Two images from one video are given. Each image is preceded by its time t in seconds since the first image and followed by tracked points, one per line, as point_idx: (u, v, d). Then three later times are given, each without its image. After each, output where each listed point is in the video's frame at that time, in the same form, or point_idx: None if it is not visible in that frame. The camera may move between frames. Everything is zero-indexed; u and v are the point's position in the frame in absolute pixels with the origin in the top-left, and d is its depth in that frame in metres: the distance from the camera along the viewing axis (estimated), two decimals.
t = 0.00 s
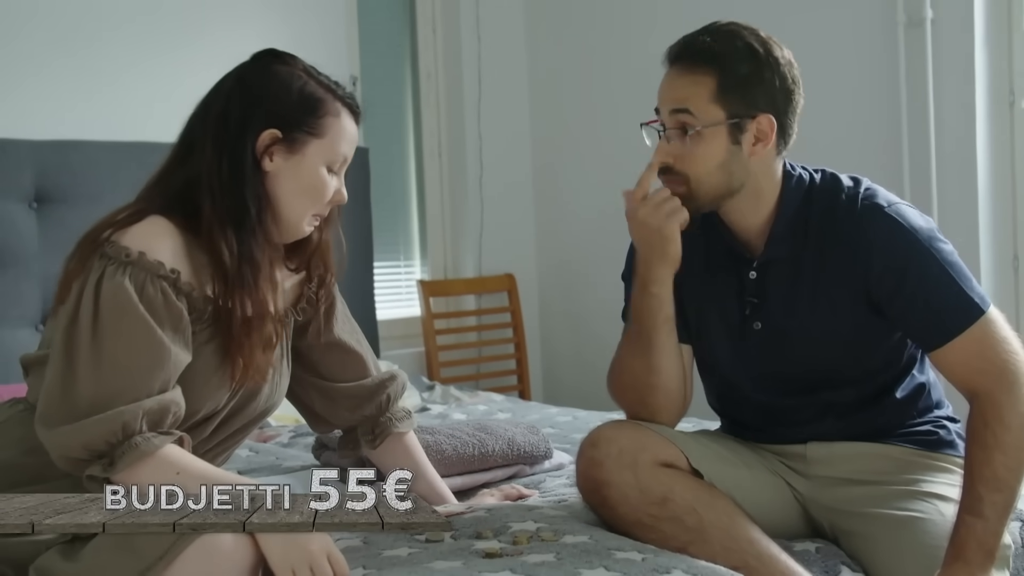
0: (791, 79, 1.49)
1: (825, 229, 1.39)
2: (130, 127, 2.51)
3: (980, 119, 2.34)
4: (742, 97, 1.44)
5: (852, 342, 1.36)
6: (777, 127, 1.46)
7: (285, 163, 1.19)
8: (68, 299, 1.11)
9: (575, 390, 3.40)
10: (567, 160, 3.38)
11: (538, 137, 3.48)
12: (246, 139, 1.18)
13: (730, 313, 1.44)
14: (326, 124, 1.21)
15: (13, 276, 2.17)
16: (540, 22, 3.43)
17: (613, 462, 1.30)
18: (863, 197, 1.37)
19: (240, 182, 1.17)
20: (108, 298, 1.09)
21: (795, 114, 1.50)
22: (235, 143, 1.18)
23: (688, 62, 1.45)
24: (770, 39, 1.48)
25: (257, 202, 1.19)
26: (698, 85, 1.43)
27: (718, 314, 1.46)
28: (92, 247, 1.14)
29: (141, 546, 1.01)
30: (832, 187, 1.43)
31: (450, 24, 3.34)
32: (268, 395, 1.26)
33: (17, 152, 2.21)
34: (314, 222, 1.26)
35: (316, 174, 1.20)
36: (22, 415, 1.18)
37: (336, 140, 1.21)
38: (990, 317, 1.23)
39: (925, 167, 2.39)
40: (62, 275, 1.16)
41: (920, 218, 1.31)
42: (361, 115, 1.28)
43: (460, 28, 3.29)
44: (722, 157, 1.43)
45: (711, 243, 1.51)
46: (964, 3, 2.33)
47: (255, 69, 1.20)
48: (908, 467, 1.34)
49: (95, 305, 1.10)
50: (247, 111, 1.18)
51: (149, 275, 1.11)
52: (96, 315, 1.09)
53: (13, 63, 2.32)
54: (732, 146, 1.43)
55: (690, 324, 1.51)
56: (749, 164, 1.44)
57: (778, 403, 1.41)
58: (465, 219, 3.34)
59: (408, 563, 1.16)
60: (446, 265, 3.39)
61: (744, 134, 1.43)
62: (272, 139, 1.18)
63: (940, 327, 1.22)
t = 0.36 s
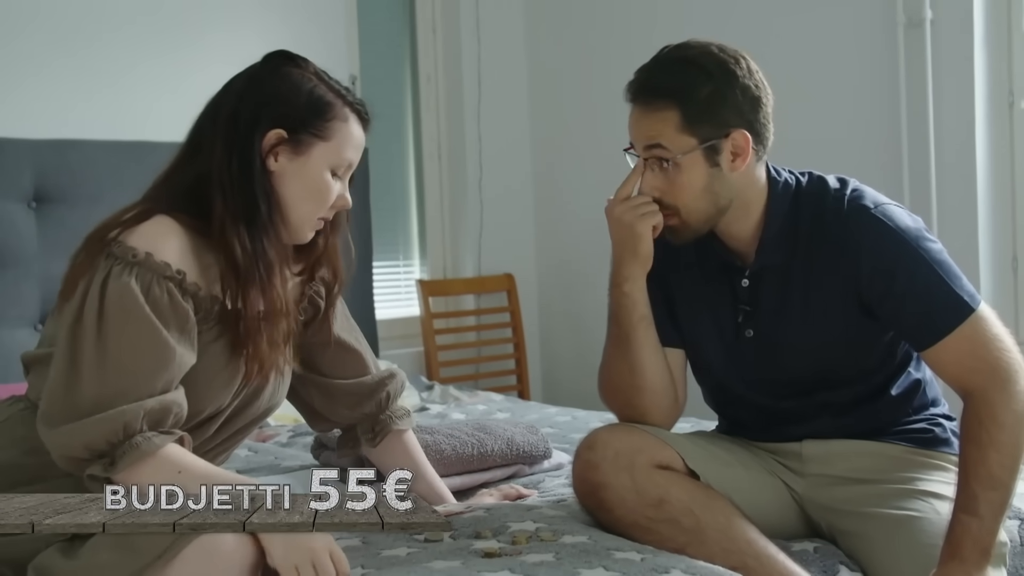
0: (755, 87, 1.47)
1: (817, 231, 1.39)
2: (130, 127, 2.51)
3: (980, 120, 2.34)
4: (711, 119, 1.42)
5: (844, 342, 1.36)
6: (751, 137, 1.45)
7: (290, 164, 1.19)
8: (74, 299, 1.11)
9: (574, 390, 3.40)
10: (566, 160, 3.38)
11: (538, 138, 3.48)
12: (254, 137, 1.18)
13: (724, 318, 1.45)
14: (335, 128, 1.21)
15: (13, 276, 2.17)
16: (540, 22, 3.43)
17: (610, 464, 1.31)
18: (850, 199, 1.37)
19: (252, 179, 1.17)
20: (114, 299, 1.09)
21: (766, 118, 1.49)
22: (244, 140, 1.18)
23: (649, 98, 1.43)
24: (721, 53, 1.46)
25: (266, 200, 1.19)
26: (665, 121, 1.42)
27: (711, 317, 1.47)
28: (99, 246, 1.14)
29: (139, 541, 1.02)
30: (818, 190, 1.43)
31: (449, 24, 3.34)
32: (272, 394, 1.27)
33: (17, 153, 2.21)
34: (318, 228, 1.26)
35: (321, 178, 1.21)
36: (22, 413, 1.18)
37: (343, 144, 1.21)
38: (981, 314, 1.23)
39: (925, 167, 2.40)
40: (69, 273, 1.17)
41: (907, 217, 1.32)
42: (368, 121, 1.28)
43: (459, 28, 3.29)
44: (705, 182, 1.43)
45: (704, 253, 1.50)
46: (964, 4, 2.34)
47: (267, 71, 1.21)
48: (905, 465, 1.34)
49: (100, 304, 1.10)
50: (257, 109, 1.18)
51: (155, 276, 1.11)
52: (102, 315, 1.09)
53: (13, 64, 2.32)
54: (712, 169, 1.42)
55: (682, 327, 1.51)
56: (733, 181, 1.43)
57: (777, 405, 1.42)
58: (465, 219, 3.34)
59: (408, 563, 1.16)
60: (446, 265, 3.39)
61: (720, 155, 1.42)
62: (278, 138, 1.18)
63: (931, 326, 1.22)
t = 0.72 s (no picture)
0: (759, 70, 1.48)
1: (809, 224, 1.39)
2: (129, 120, 2.50)
3: (981, 114, 2.34)
4: (713, 96, 1.42)
5: (839, 337, 1.36)
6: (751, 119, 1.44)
7: (281, 155, 1.19)
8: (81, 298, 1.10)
9: (574, 383, 3.40)
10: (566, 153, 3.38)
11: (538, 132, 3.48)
12: (244, 127, 1.18)
13: (720, 309, 1.45)
14: (327, 121, 1.21)
15: (12, 270, 2.17)
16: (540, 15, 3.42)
17: (610, 457, 1.31)
18: (846, 189, 1.37)
19: (238, 172, 1.17)
20: (121, 291, 1.08)
21: (766, 103, 1.48)
22: (234, 128, 1.18)
23: (656, 69, 1.44)
24: (730, 35, 1.46)
25: (255, 193, 1.19)
26: (668, 92, 1.42)
27: (707, 311, 1.46)
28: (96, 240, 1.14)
29: (133, 538, 1.02)
30: (815, 181, 1.42)
31: (450, 18, 3.33)
32: (267, 387, 1.26)
33: (16, 146, 2.20)
34: (311, 224, 1.26)
35: (312, 170, 1.20)
36: (19, 405, 1.17)
37: (336, 138, 1.21)
38: (976, 306, 1.22)
39: (926, 161, 2.39)
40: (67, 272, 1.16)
41: (903, 210, 1.31)
42: (366, 119, 1.29)
43: (460, 22, 3.28)
44: (701, 158, 1.41)
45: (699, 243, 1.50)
46: None
47: (263, 62, 1.20)
48: (904, 460, 1.34)
49: (109, 298, 1.09)
50: (247, 101, 1.18)
51: (157, 266, 1.11)
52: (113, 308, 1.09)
53: (12, 58, 2.30)
54: (709, 145, 1.41)
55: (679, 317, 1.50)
56: (730, 160, 1.43)
57: (772, 398, 1.42)
58: (465, 210, 3.33)
59: (407, 557, 1.16)
60: (446, 259, 3.38)
61: (719, 132, 1.42)
62: (269, 130, 1.18)
63: (924, 319, 1.22)
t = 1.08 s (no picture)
0: (760, 69, 1.46)
1: (823, 224, 1.38)
2: (131, 118, 2.49)
3: (984, 112, 2.33)
4: (717, 101, 1.41)
5: (851, 334, 1.37)
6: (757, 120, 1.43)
7: (295, 155, 1.19)
8: (119, 305, 1.09)
9: (575, 383, 3.40)
10: (567, 152, 3.37)
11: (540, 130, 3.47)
12: (259, 127, 1.18)
13: (726, 306, 1.44)
14: (342, 123, 1.20)
15: (12, 268, 2.16)
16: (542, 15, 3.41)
17: (614, 456, 1.30)
18: (860, 188, 1.37)
19: (254, 172, 1.17)
20: (162, 297, 1.08)
21: (771, 101, 1.47)
22: (250, 128, 1.18)
23: (656, 79, 1.43)
24: (727, 36, 1.45)
25: (269, 193, 1.18)
26: (670, 102, 1.41)
27: (717, 309, 1.44)
28: (120, 247, 1.12)
29: (135, 538, 1.02)
30: (827, 180, 1.42)
31: (452, 16, 3.33)
32: (277, 388, 1.25)
33: (17, 144, 2.20)
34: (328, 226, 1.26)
35: (326, 171, 1.20)
36: (28, 403, 1.17)
37: (351, 141, 1.20)
38: (988, 306, 1.22)
39: (929, 160, 2.38)
40: (88, 277, 1.14)
41: (917, 208, 1.31)
42: (382, 124, 1.28)
43: (462, 20, 3.28)
44: (712, 163, 1.41)
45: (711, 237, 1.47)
46: None
47: (279, 65, 1.21)
48: (910, 460, 1.34)
49: (148, 305, 1.09)
50: (263, 101, 1.18)
51: (190, 271, 1.10)
52: (155, 315, 1.08)
53: (14, 56, 2.30)
54: (719, 150, 1.41)
55: (686, 308, 1.47)
56: (740, 161, 1.42)
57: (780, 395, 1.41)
58: (466, 210, 3.33)
59: (409, 557, 1.15)
60: (447, 257, 3.38)
61: (726, 136, 1.41)
62: (283, 130, 1.18)
63: (936, 316, 1.22)
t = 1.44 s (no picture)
0: (750, 76, 1.46)
1: (819, 226, 1.38)
2: (130, 119, 2.49)
3: (982, 111, 2.33)
4: (712, 112, 1.40)
5: (849, 334, 1.36)
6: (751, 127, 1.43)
7: (290, 155, 1.19)
8: (113, 308, 1.09)
9: (574, 383, 3.40)
10: (566, 152, 3.37)
11: (538, 131, 3.47)
12: (253, 127, 1.18)
13: (725, 310, 1.44)
14: (335, 121, 1.21)
15: (12, 268, 2.16)
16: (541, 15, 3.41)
17: (611, 458, 1.30)
18: (854, 189, 1.37)
19: (249, 172, 1.17)
20: (156, 301, 1.08)
21: (761, 105, 1.47)
22: (245, 129, 1.18)
23: (648, 94, 1.41)
24: (714, 45, 1.44)
25: (265, 193, 1.18)
26: (665, 117, 1.39)
27: (713, 312, 1.45)
28: (114, 250, 1.12)
29: (133, 539, 1.02)
30: (822, 181, 1.42)
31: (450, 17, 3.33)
32: (272, 391, 1.25)
33: (16, 145, 2.20)
34: (323, 226, 1.26)
35: (322, 170, 1.20)
36: (24, 405, 1.16)
37: (345, 139, 1.20)
38: (985, 306, 1.22)
39: (926, 159, 2.39)
40: (83, 279, 1.14)
41: (912, 208, 1.32)
42: (377, 121, 1.28)
43: (460, 20, 3.28)
44: (711, 175, 1.40)
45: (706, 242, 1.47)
46: None
47: (273, 65, 1.22)
48: (908, 460, 1.34)
49: (142, 308, 1.09)
50: (258, 101, 1.19)
51: (184, 274, 1.10)
52: (149, 319, 1.08)
53: (13, 58, 2.30)
54: (717, 161, 1.40)
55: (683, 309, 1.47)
56: (738, 169, 1.41)
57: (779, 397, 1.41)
58: (465, 210, 3.33)
59: (408, 558, 1.15)
60: (446, 257, 3.38)
61: (724, 146, 1.40)
62: (278, 129, 1.18)
63: (933, 315, 1.22)
